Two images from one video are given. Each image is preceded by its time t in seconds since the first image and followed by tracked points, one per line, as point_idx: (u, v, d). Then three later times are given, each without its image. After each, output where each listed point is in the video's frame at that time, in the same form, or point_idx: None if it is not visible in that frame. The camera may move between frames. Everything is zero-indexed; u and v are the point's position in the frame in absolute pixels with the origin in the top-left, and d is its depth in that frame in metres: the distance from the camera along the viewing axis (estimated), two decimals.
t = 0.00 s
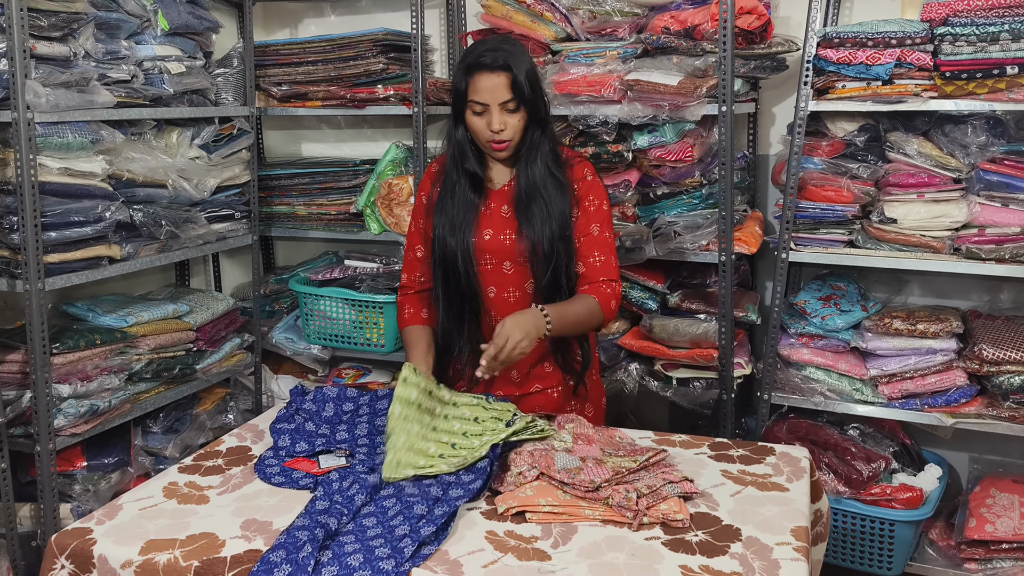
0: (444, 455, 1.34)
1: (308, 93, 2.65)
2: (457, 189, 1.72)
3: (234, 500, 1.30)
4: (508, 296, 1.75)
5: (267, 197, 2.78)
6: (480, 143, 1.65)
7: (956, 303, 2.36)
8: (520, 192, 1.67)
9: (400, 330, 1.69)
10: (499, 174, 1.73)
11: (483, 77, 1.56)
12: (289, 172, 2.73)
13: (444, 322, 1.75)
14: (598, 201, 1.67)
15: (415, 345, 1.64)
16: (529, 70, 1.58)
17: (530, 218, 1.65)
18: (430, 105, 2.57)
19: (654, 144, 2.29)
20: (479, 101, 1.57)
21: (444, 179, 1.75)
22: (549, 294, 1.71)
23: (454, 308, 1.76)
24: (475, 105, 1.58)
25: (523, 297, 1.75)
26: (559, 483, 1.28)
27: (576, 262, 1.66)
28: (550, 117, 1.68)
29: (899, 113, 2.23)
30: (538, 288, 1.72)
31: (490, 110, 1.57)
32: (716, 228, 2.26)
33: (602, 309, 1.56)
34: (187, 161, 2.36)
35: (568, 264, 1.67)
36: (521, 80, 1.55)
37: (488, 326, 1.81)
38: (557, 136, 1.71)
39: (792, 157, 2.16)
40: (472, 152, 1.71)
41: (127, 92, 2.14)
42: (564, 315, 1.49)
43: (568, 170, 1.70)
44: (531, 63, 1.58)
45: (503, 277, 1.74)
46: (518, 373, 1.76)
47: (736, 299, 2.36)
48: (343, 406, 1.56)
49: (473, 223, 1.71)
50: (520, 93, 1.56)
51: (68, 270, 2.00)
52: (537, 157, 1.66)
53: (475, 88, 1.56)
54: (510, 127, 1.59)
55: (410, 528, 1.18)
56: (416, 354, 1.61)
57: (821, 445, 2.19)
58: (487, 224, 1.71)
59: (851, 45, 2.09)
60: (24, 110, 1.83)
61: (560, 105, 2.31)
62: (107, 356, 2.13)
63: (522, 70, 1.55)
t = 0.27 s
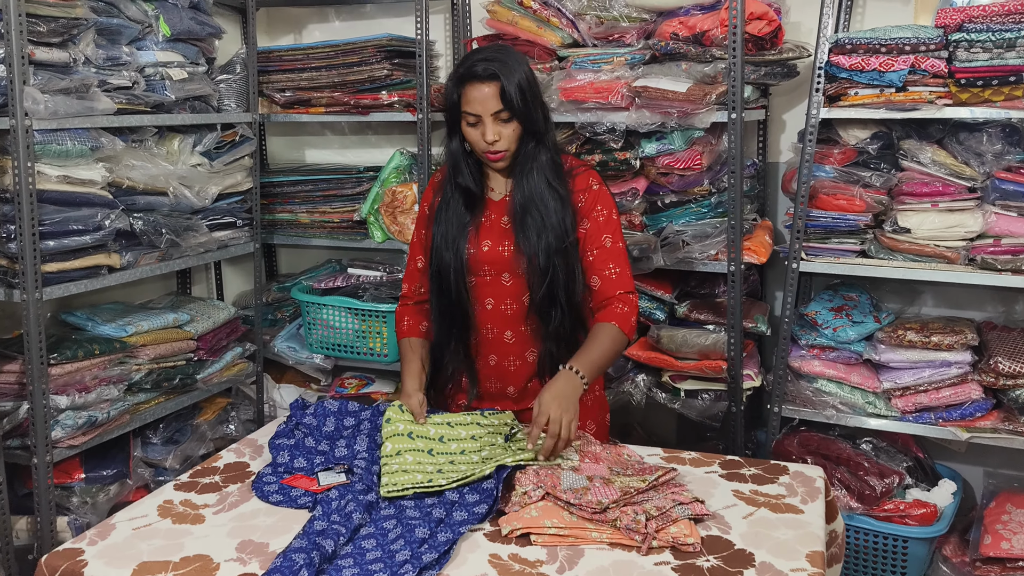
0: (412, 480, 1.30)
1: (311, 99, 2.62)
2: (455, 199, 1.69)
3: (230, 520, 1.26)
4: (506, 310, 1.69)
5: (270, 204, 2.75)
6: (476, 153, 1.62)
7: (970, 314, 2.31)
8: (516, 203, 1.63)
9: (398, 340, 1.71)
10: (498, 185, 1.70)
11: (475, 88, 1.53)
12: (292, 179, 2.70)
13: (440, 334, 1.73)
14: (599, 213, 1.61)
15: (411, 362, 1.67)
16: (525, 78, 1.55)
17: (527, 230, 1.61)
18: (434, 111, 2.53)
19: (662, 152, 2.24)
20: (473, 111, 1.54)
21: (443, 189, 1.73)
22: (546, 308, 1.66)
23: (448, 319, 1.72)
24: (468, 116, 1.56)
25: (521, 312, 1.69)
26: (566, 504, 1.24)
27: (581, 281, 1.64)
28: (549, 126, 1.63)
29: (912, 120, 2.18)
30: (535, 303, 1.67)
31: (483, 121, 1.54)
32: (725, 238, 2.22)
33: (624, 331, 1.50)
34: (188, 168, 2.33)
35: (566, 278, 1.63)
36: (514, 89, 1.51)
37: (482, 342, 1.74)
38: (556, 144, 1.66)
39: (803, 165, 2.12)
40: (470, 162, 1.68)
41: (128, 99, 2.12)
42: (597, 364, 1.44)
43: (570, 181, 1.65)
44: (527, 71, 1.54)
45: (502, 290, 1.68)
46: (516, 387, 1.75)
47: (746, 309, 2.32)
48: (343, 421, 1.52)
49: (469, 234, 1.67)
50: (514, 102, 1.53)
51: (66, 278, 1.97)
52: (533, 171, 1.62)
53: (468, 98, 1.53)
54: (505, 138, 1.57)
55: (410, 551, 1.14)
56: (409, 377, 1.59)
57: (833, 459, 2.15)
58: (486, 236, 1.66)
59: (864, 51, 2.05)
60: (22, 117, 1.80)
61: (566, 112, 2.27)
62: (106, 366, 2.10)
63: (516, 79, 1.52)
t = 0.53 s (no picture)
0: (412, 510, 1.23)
1: (317, 106, 2.59)
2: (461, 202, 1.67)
3: (228, 539, 1.22)
4: (514, 321, 1.65)
5: (275, 212, 2.72)
6: (484, 154, 1.61)
7: (988, 325, 2.26)
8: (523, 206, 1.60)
9: (383, 343, 1.64)
10: (506, 190, 1.67)
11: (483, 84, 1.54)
12: (298, 187, 2.67)
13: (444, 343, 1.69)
14: (606, 223, 1.57)
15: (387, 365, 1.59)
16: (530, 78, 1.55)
17: (533, 236, 1.57)
18: (441, 118, 2.50)
19: (673, 159, 2.21)
20: (478, 108, 1.54)
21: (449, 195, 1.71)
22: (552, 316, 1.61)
23: (455, 329, 1.70)
24: (476, 113, 1.55)
25: (530, 322, 1.65)
26: (574, 524, 1.20)
27: (590, 289, 1.58)
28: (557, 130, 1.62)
29: (930, 128, 2.13)
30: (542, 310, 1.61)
31: (492, 116, 1.54)
32: (737, 247, 2.18)
33: (619, 350, 1.45)
34: (192, 176, 2.30)
35: (573, 286, 1.57)
36: (519, 83, 1.52)
37: (491, 354, 1.69)
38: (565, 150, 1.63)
39: (817, 173, 2.07)
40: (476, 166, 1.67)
41: (131, 105, 2.10)
42: (590, 388, 1.40)
43: (579, 189, 1.61)
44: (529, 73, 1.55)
45: (509, 300, 1.64)
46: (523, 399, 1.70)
47: (759, 320, 2.27)
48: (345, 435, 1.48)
49: (476, 241, 1.64)
50: (519, 99, 1.53)
51: (67, 288, 1.94)
52: (542, 162, 1.59)
53: (474, 95, 1.54)
54: (516, 130, 1.55)
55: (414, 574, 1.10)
56: (389, 371, 1.56)
57: (848, 474, 2.10)
58: (493, 242, 1.62)
59: (879, 57, 2.01)
60: (23, 124, 1.78)
61: (575, 119, 2.24)
62: (107, 377, 2.07)
63: (520, 75, 1.52)
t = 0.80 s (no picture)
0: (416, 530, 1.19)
1: (323, 113, 2.57)
2: (462, 211, 1.63)
3: (227, 558, 1.19)
4: (518, 330, 1.61)
5: (280, 220, 2.70)
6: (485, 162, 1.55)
7: (1005, 336, 2.21)
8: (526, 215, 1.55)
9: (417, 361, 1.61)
10: (509, 198, 1.63)
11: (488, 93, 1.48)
12: (303, 195, 2.64)
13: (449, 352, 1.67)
14: (609, 229, 1.53)
15: (439, 378, 1.55)
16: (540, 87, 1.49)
17: (536, 246, 1.53)
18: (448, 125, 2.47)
19: (683, 167, 2.17)
20: (484, 116, 1.49)
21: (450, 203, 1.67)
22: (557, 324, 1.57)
23: (457, 338, 1.67)
24: (479, 122, 1.50)
25: (534, 331, 1.61)
26: (582, 544, 1.14)
27: (595, 294, 1.54)
28: (563, 139, 1.56)
29: (946, 135, 2.09)
30: (546, 319, 1.58)
31: (495, 126, 1.49)
32: (749, 256, 2.14)
33: (621, 355, 1.44)
34: (197, 184, 2.28)
35: (576, 293, 1.53)
36: (527, 94, 1.46)
37: (495, 364, 1.66)
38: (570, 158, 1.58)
39: (831, 181, 2.03)
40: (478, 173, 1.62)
41: (135, 113, 2.09)
42: (588, 391, 1.39)
43: (582, 195, 1.57)
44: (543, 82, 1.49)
45: (512, 309, 1.60)
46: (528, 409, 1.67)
47: (771, 330, 2.23)
48: (348, 449, 1.45)
49: (479, 249, 1.60)
50: (526, 112, 1.47)
51: (69, 297, 1.92)
52: (545, 170, 1.54)
53: (482, 103, 1.48)
54: (517, 146, 1.49)
55: None
56: (446, 384, 1.53)
57: (864, 488, 2.05)
58: (496, 251, 1.58)
59: (894, 63, 1.97)
60: (24, 133, 1.77)
61: (583, 126, 2.21)
62: (110, 388, 2.04)
63: (531, 87, 1.47)
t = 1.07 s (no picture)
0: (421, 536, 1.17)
1: (329, 122, 2.56)
2: (468, 223, 1.62)
3: None
4: (524, 339, 1.58)
5: (287, 230, 2.68)
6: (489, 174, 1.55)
7: (1021, 348, 2.17)
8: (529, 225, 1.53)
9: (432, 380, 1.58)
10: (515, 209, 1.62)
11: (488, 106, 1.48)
12: (310, 205, 2.63)
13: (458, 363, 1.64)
14: (614, 237, 1.50)
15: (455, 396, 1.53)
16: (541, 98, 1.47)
17: (540, 255, 1.50)
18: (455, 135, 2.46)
19: (693, 177, 2.15)
20: (484, 131, 1.48)
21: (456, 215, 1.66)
22: (562, 331, 1.53)
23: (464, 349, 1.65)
24: (481, 134, 1.50)
25: (539, 341, 1.58)
26: (590, 566, 1.12)
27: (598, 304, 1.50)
28: (565, 147, 1.54)
29: (959, 144, 2.06)
30: (550, 329, 1.55)
31: (495, 140, 1.48)
32: (759, 267, 2.11)
33: (624, 356, 1.41)
34: (202, 195, 2.27)
35: (579, 304, 1.50)
36: (526, 106, 1.44)
37: (501, 375, 1.63)
38: (574, 166, 1.56)
39: (842, 191, 2.00)
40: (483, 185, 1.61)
41: (140, 124, 2.08)
42: (583, 376, 1.35)
43: (586, 204, 1.54)
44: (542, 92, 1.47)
45: (517, 318, 1.57)
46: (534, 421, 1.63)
47: (782, 342, 2.20)
48: (351, 466, 1.42)
49: (483, 258, 1.58)
50: (525, 124, 1.46)
51: (73, 309, 1.91)
52: (548, 181, 1.52)
53: (481, 117, 1.48)
54: (517, 159, 1.49)
55: None
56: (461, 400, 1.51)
57: (877, 504, 2.01)
58: (500, 261, 1.56)
59: (907, 72, 1.94)
60: (29, 144, 1.76)
61: (592, 136, 2.18)
62: (114, 400, 2.03)
63: (529, 100, 1.45)
